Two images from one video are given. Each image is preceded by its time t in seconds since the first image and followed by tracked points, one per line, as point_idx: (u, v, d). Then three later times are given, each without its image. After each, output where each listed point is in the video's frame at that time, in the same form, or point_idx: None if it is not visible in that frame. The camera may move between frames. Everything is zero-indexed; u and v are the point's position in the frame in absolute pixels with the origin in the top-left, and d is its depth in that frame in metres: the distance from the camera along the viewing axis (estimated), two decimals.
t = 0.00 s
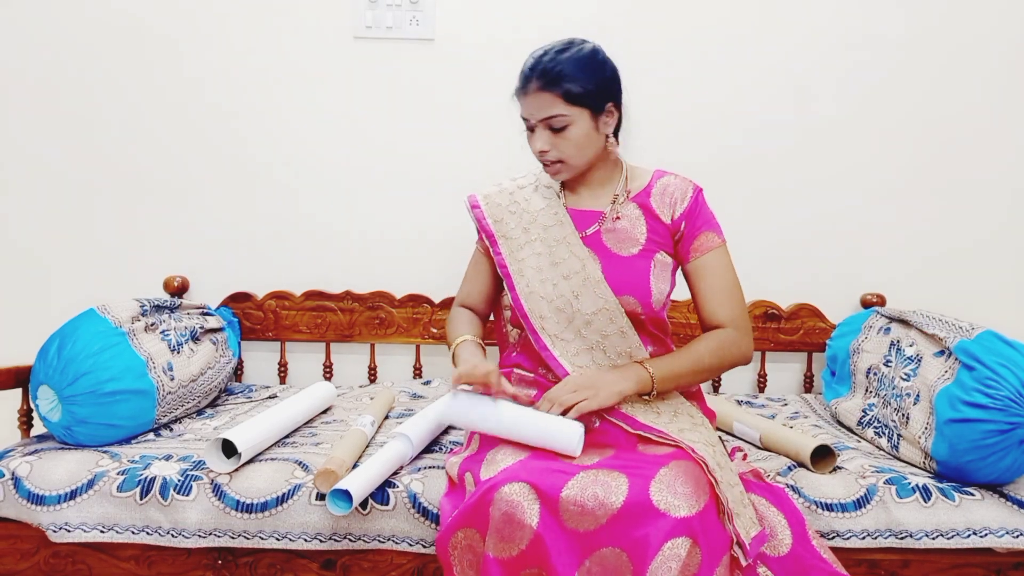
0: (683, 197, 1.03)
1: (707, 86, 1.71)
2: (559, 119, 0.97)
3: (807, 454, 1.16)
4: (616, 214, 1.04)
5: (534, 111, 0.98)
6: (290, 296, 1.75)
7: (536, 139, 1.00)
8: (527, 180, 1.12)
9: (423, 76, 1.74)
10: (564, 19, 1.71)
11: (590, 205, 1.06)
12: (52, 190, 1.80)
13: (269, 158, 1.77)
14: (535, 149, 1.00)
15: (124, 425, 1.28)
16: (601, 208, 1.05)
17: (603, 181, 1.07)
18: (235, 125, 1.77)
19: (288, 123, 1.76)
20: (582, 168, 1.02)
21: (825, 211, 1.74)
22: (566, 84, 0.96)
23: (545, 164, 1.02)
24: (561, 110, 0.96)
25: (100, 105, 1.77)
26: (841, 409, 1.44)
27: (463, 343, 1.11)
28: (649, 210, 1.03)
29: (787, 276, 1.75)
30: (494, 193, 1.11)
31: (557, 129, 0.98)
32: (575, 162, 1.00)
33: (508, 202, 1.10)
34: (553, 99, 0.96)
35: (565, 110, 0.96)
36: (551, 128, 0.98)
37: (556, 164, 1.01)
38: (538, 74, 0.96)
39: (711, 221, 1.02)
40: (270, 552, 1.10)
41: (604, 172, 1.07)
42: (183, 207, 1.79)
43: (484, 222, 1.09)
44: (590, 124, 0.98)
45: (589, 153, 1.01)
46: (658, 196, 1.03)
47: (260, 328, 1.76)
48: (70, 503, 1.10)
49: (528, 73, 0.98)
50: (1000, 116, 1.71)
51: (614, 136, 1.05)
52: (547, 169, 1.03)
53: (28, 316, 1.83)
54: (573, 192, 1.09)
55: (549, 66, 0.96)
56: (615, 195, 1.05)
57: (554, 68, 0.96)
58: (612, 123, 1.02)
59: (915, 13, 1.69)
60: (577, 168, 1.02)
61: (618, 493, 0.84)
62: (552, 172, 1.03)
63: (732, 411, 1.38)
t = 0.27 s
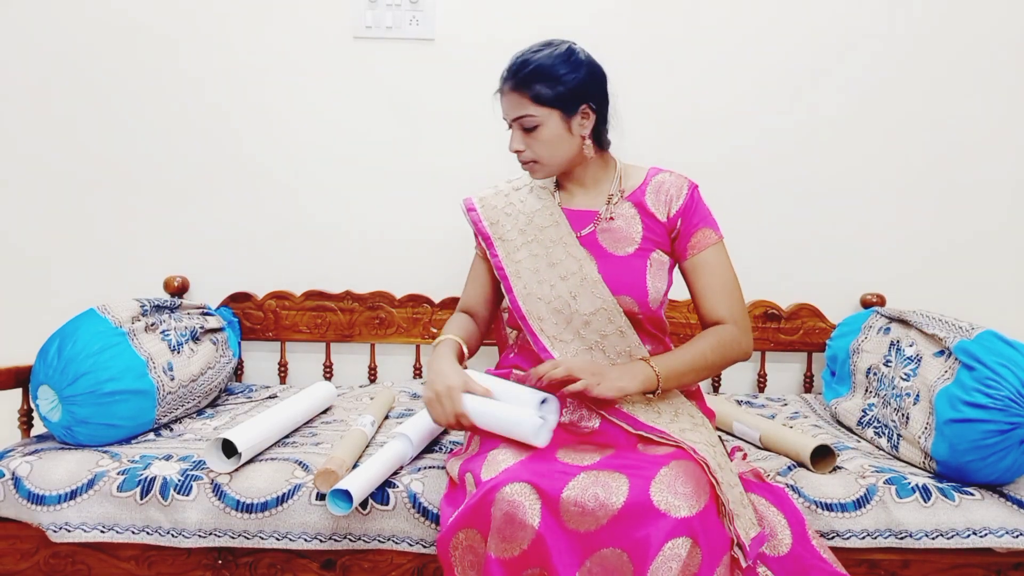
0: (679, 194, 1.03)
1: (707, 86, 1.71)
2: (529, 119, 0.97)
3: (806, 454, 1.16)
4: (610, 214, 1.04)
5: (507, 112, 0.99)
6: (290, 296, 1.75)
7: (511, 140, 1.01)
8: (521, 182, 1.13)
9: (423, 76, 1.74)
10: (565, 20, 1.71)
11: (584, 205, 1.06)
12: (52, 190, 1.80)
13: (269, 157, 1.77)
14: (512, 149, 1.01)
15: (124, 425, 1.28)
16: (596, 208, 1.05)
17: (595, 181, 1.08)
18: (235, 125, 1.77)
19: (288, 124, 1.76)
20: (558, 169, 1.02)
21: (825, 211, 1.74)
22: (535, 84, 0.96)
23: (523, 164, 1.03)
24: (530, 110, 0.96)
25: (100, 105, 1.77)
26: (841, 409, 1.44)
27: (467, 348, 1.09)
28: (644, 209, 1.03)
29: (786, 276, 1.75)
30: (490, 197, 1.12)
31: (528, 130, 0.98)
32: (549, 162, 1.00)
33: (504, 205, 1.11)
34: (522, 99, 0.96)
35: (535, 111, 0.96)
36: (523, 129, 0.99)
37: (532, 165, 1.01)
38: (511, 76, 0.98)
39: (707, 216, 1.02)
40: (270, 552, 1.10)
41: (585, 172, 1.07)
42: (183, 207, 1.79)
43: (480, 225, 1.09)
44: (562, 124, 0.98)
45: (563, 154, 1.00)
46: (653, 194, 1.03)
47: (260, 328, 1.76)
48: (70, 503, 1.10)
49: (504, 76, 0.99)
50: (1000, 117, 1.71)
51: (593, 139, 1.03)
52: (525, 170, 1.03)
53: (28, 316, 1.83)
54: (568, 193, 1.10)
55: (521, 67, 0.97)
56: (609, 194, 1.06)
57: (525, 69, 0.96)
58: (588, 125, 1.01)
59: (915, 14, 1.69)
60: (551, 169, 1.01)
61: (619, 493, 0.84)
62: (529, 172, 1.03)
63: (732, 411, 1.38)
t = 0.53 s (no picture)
0: (674, 195, 1.02)
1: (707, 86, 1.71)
2: (521, 125, 0.97)
3: (806, 454, 1.16)
4: (602, 216, 1.04)
5: (498, 118, 0.99)
6: (290, 296, 1.75)
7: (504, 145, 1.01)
8: (516, 183, 1.13)
9: (423, 76, 1.74)
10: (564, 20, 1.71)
11: (577, 207, 1.06)
12: (52, 190, 1.80)
13: (269, 157, 1.77)
14: (505, 155, 1.01)
15: (124, 425, 1.28)
16: (588, 209, 1.05)
17: (588, 182, 1.07)
18: (235, 125, 1.77)
19: (287, 124, 1.76)
20: (552, 173, 1.02)
21: (825, 211, 1.74)
22: (525, 90, 0.96)
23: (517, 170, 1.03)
24: (521, 116, 0.96)
25: (100, 105, 1.77)
26: (841, 409, 1.44)
27: (426, 337, 1.27)
28: (637, 210, 1.02)
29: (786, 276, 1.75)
30: (487, 201, 1.13)
31: (521, 135, 0.98)
32: (543, 167, 1.00)
33: (500, 208, 1.12)
34: (513, 106, 0.96)
35: (526, 116, 0.96)
36: (515, 135, 0.99)
37: (525, 170, 1.02)
38: (500, 82, 0.97)
39: (703, 218, 1.02)
40: (270, 552, 1.10)
41: (579, 173, 1.07)
42: (183, 207, 1.79)
43: (477, 229, 1.11)
44: (554, 129, 0.98)
45: (556, 158, 1.00)
46: (647, 195, 1.03)
47: (260, 328, 1.76)
48: (71, 503, 1.10)
49: (493, 81, 0.99)
50: (1000, 117, 1.71)
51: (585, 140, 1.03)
52: (519, 175, 1.03)
53: (28, 316, 1.83)
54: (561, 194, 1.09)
55: (509, 73, 0.96)
56: (601, 196, 1.05)
57: (514, 75, 0.96)
58: (581, 127, 1.01)
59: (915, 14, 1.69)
60: (546, 172, 1.01)
61: (615, 493, 0.84)
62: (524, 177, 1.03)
63: (732, 411, 1.38)
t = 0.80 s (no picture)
0: (671, 194, 1.02)
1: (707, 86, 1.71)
2: (521, 128, 0.97)
3: (806, 454, 1.16)
4: (599, 216, 1.04)
5: (497, 122, 0.99)
6: (290, 296, 1.75)
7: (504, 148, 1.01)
8: (514, 183, 1.14)
9: (423, 76, 1.74)
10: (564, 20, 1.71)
11: (574, 207, 1.06)
12: (52, 190, 1.80)
13: (269, 157, 1.77)
14: (505, 157, 1.01)
15: (124, 425, 1.28)
16: (586, 209, 1.05)
17: (587, 181, 1.07)
18: (235, 125, 1.77)
19: (288, 124, 1.76)
20: (554, 174, 1.02)
21: (825, 211, 1.74)
22: (524, 93, 0.95)
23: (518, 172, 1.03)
24: (521, 119, 0.96)
25: (101, 105, 1.77)
26: (841, 409, 1.44)
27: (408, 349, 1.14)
28: (634, 211, 1.02)
29: (787, 276, 1.75)
30: (485, 202, 1.13)
31: (521, 138, 0.98)
32: (544, 169, 1.00)
33: (498, 208, 1.12)
34: (513, 109, 0.96)
35: (526, 119, 0.96)
36: (515, 138, 0.98)
37: (526, 173, 1.02)
38: (498, 86, 0.97)
39: (700, 217, 1.01)
40: (270, 552, 1.10)
41: (577, 174, 1.07)
42: (183, 207, 1.79)
43: (476, 230, 1.11)
44: (555, 131, 0.98)
45: (557, 160, 1.00)
46: (645, 194, 1.03)
47: (261, 328, 1.76)
48: (71, 503, 1.10)
49: (491, 85, 0.98)
50: (1000, 118, 1.71)
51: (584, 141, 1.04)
52: (519, 177, 1.03)
53: (29, 316, 1.83)
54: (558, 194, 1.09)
55: (507, 77, 0.96)
56: (598, 198, 1.05)
57: (512, 78, 0.96)
58: (580, 127, 1.01)
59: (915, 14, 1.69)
60: (547, 174, 1.02)
61: (615, 493, 0.85)
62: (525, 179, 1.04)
63: (731, 411, 1.38)
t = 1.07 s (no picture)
0: (669, 193, 1.02)
1: (707, 86, 1.71)
2: (520, 132, 0.97)
3: (806, 454, 1.16)
4: (597, 213, 1.04)
5: (495, 127, 0.99)
6: (290, 296, 1.75)
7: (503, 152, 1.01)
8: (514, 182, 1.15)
9: (423, 76, 1.74)
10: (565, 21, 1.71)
11: (572, 206, 1.06)
12: (52, 190, 1.80)
13: (269, 157, 1.77)
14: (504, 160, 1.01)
15: (124, 425, 1.28)
16: (583, 208, 1.05)
17: (586, 181, 1.07)
18: (235, 126, 1.77)
19: (288, 124, 1.76)
20: (553, 176, 1.02)
21: (825, 211, 1.74)
22: (521, 97, 0.96)
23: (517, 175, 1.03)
24: (519, 122, 0.96)
25: (101, 105, 1.77)
26: (841, 409, 1.44)
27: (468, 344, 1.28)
28: (632, 209, 1.02)
29: (787, 276, 1.75)
30: (489, 205, 1.15)
31: (519, 142, 0.98)
32: (543, 171, 1.00)
33: (500, 209, 1.14)
34: (510, 113, 0.96)
35: (524, 122, 0.96)
36: (514, 141, 0.99)
37: (526, 175, 1.02)
38: (495, 90, 0.97)
39: (698, 215, 1.01)
40: (270, 552, 1.10)
41: (575, 174, 1.07)
42: (183, 207, 1.79)
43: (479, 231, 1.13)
44: (553, 133, 0.98)
45: (556, 162, 1.00)
46: (643, 193, 1.03)
47: (260, 328, 1.76)
48: (70, 503, 1.10)
49: (488, 89, 0.99)
50: (1000, 118, 1.71)
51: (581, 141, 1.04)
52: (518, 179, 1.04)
53: (29, 316, 1.83)
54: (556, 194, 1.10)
55: (505, 81, 0.96)
56: (595, 196, 1.05)
57: (509, 82, 0.96)
58: (577, 128, 1.02)
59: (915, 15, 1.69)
60: (546, 176, 1.02)
61: (615, 492, 0.85)
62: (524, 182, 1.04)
63: (732, 411, 1.38)
